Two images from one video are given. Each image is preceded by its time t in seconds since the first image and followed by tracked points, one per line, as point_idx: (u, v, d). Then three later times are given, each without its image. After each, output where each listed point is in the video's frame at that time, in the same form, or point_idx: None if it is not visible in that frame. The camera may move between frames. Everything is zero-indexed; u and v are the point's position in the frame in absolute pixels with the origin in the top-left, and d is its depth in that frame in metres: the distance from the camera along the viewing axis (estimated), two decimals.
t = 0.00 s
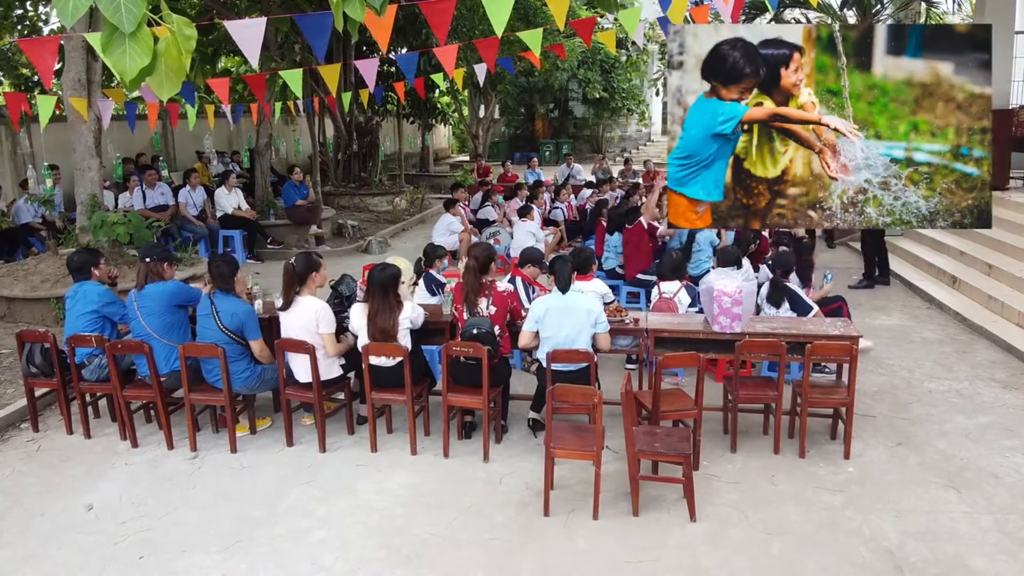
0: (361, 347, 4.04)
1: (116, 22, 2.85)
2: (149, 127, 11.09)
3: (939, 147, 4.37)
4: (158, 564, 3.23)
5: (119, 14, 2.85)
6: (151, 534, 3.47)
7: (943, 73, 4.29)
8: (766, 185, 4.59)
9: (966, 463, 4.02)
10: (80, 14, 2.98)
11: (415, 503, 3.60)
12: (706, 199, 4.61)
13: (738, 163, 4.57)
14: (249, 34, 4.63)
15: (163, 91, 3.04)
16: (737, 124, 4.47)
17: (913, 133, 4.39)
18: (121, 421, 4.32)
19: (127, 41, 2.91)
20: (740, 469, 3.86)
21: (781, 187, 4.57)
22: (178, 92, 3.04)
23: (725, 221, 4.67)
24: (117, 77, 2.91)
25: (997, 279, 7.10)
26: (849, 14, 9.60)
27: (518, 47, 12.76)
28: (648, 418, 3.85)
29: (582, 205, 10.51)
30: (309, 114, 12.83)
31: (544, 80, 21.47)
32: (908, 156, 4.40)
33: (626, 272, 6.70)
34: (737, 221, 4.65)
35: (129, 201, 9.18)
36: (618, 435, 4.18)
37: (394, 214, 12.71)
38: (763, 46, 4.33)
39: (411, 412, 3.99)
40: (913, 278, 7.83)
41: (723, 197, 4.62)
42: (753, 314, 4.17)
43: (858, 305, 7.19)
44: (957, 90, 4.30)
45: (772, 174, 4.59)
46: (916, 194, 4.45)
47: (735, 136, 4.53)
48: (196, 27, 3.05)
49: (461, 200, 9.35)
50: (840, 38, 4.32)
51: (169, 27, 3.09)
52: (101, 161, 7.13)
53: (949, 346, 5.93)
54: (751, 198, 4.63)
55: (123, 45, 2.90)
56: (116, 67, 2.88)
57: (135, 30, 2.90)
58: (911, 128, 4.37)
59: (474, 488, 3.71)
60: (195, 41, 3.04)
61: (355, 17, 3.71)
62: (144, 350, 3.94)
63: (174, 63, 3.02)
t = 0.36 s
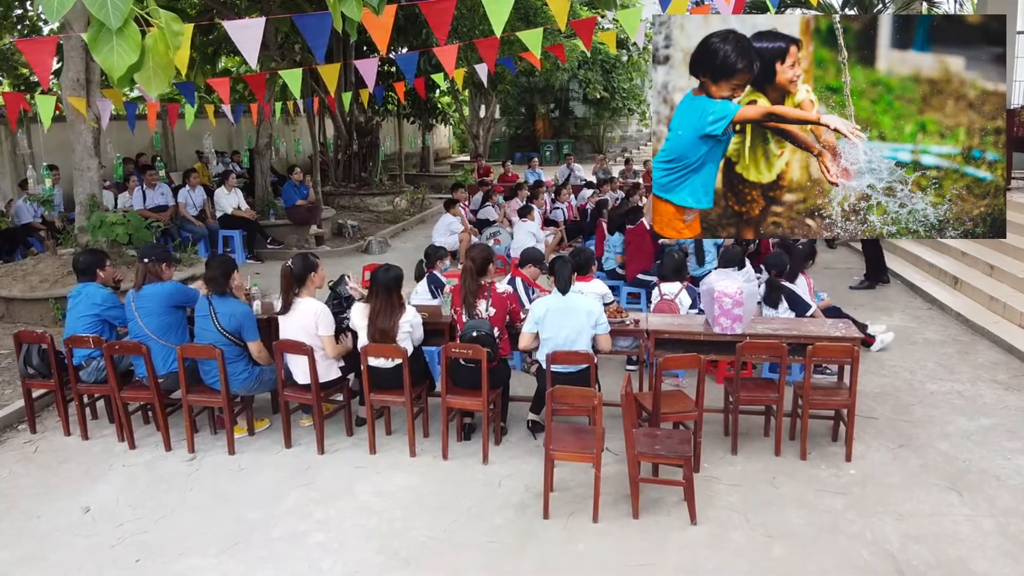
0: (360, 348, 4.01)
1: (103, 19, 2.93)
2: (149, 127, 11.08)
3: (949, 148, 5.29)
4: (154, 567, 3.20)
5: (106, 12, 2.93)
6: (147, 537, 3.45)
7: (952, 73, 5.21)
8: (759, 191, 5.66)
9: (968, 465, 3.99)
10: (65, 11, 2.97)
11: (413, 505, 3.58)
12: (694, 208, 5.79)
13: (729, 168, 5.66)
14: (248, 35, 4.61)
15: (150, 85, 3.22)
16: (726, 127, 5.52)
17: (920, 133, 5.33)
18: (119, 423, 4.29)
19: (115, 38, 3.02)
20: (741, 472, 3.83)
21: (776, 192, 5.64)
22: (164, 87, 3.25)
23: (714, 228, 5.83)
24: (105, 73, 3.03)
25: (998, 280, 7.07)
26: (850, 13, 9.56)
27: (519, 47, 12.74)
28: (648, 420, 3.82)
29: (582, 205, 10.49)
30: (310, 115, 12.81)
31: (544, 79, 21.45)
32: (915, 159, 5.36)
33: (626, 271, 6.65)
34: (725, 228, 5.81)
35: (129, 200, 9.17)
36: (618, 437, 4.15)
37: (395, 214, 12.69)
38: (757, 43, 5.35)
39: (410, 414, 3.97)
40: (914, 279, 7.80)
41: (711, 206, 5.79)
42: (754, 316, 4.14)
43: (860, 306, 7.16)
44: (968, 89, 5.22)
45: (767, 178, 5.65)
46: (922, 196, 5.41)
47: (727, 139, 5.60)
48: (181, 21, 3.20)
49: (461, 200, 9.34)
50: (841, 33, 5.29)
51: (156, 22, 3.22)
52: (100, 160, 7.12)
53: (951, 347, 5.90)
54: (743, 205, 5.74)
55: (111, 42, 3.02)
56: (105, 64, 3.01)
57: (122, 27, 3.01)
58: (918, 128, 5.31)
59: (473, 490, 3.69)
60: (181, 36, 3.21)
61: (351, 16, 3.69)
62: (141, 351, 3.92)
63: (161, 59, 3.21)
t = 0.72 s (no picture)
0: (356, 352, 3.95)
1: (67, 13, 2.68)
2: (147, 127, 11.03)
3: (949, 148, 5.23)
4: None
5: (71, 5, 2.68)
6: (138, 544, 3.39)
7: (952, 73, 5.15)
8: (759, 190, 5.60)
9: (971, 471, 3.93)
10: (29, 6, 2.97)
11: (408, 512, 3.52)
12: (694, 208, 5.73)
13: (729, 168, 5.60)
14: (244, 34, 4.56)
15: (119, 86, 2.90)
16: (726, 127, 5.46)
17: (920, 134, 5.27)
18: (111, 427, 4.24)
19: (79, 33, 2.74)
20: (742, 478, 3.77)
21: (777, 192, 5.58)
22: (135, 88, 2.92)
23: (714, 228, 5.76)
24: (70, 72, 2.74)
25: (1001, 282, 7.01)
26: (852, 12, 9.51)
27: (519, 47, 12.68)
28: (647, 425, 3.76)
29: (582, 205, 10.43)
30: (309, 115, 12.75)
31: (545, 79, 21.40)
32: (915, 160, 5.30)
33: (626, 273, 6.57)
34: (725, 228, 5.74)
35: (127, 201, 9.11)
36: (616, 442, 4.09)
37: (394, 215, 12.63)
38: (757, 43, 5.28)
39: (404, 419, 3.91)
40: (916, 280, 7.74)
41: (711, 206, 5.72)
42: (755, 319, 4.08)
43: (861, 308, 7.10)
44: (968, 89, 5.15)
45: (767, 178, 5.59)
46: (922, 197, 5.35)
47: (727, 139, 5.54)
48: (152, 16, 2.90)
49: (460, 201, 9.28)
50: (841, 33, 5.23)
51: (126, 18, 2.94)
52: (96, 161, 7.06)
53: (954, 350, 5.84)
54: (743, 205, 5.67)
55: (75, 37, 2.73)
56: (69, 62, 2.72)
57: (88, 21, 2.74)
58: (918, 128, 5.24)
59: (469, 497, 3.63)
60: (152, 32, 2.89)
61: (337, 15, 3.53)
62: (133, 355, 3.86)
63: (129, 57, 2.90)
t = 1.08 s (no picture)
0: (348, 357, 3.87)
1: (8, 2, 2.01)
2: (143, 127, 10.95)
3: (969, 153, 3.76)
4: None
5: None
6: (124, 554, 3.31)
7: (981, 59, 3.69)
8: (745, 203, 4.12)
9: (976, 479, 3.85)
10: None
11: (401, 521, 3.44)
12: (669, 222, 4.17)
13: (711, 176, 4.13)
14: (236, 33, 4.48)
15: (75, 89, 2.19)
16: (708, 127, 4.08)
17: (937, 136, 3.83)
18: (99, 434, 4.16)
19: (26, 29, 2.06)
20: (742, 486, 3.69)
21: (767, 205, 4.12)
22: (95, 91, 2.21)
23: (693, 247, 4.18)
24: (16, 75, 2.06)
25: (1005, 284, 6.93)
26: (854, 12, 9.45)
27: (518, 47, 12.61)
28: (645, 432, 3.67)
29: (582, 206, 10.35)
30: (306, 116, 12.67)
31: (545, 79, 21.33)
32: (929, 167, 3.86)
33: (626, 276, 6.56)
34: (706, 248, 4.17)
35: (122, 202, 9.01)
36: (614, 448, 4.01)
37: (393, 216, 12.55)
38: (744, 29, 3.90)
39: (398, 425, 3.83)
40: (919, 283, 7.66)
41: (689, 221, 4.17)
42: (755, 323, 4.00)
43: (862, 310, 7.02)
44: (992, 83, 3.69)
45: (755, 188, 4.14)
46: (937, 210, 3.90)
47: (708, 141, 4.10)
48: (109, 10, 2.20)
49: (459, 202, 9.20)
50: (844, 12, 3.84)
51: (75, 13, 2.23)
52: (89, 162, 6.99)
53: (957, 354, 5.76)
54: (727, 218, 4.15)
55: (22, 34, 2.06)
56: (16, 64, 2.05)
57: (35, 13, 2.06)
58: (934, 129, 3.81)
59: (464, 505, 3.55)
60: (111, 30, 2.20)
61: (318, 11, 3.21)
62: (121, 360, 3.79)
63: (87, 57, 2.19)
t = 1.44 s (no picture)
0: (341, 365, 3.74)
1: None
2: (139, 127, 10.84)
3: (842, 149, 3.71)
4: None
5: None
6: (107, 570, 3.20)
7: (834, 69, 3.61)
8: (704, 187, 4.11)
9: (988, 491, 3.73)
10: None
11: (394, 535, 3.33)
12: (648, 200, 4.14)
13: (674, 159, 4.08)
14: (226, 31, 4.37)
15: (22, 91, 2.29)
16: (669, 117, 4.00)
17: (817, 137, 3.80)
18: (86, 443, 4.04)
19: None
20: (747, 498, 3.58)
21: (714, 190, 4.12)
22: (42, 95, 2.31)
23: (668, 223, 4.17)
24: None
25: (1012, 287, 6.80)
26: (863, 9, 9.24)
27: (517, 47, 12.49)
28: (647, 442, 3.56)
29: (582, 208, 10.23)
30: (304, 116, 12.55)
31: (545, 79, 21.22)
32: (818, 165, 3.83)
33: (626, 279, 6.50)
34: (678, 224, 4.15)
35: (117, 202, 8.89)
36: (615, 459, 3.90)
37: (391, 217, 12.43)
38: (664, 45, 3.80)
39: (392, 435, 3.71)
40: (924, 285, 7.53)
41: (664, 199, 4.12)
42: (760, 329, 3.88)
43: (867, 314, 6.90)
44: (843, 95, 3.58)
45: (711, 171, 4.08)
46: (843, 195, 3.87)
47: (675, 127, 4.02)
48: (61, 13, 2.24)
49: (457, 203, 9.08)
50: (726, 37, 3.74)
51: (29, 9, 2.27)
52: (81, 163, 6.88)
53: (965, 359, 5.64)
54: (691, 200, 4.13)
55: None
56: None
57: None
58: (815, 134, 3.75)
59: (459, 518, 3.44)
60: (60, 34, 2.24)
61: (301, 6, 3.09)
62: (107, 367, 3.68)
63: (33, 59, 2.25)
